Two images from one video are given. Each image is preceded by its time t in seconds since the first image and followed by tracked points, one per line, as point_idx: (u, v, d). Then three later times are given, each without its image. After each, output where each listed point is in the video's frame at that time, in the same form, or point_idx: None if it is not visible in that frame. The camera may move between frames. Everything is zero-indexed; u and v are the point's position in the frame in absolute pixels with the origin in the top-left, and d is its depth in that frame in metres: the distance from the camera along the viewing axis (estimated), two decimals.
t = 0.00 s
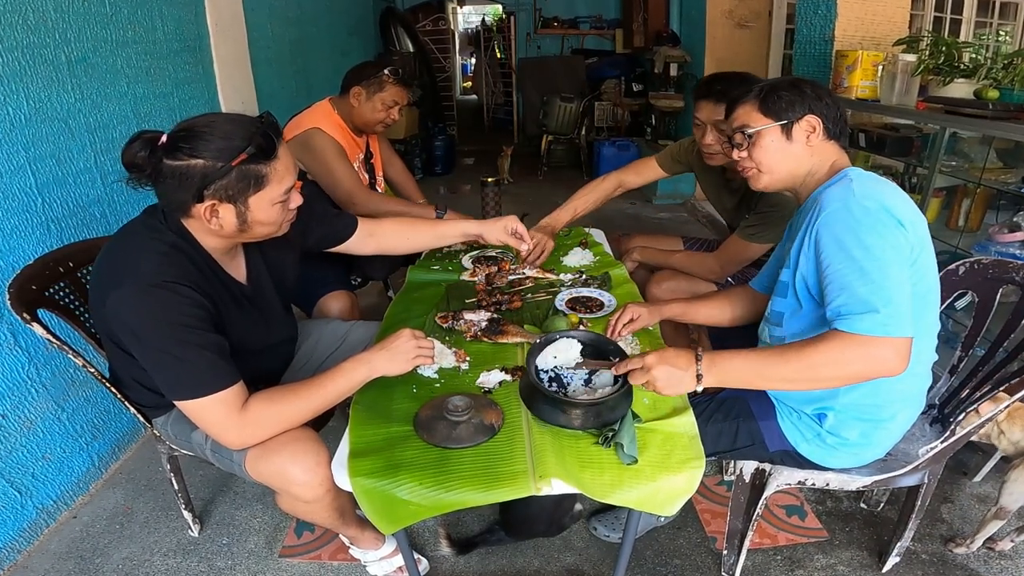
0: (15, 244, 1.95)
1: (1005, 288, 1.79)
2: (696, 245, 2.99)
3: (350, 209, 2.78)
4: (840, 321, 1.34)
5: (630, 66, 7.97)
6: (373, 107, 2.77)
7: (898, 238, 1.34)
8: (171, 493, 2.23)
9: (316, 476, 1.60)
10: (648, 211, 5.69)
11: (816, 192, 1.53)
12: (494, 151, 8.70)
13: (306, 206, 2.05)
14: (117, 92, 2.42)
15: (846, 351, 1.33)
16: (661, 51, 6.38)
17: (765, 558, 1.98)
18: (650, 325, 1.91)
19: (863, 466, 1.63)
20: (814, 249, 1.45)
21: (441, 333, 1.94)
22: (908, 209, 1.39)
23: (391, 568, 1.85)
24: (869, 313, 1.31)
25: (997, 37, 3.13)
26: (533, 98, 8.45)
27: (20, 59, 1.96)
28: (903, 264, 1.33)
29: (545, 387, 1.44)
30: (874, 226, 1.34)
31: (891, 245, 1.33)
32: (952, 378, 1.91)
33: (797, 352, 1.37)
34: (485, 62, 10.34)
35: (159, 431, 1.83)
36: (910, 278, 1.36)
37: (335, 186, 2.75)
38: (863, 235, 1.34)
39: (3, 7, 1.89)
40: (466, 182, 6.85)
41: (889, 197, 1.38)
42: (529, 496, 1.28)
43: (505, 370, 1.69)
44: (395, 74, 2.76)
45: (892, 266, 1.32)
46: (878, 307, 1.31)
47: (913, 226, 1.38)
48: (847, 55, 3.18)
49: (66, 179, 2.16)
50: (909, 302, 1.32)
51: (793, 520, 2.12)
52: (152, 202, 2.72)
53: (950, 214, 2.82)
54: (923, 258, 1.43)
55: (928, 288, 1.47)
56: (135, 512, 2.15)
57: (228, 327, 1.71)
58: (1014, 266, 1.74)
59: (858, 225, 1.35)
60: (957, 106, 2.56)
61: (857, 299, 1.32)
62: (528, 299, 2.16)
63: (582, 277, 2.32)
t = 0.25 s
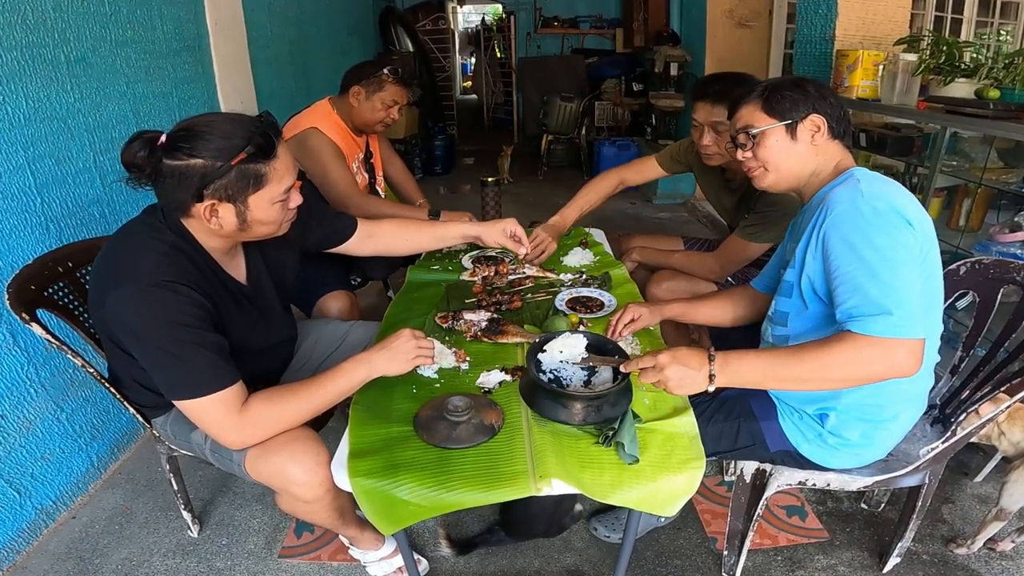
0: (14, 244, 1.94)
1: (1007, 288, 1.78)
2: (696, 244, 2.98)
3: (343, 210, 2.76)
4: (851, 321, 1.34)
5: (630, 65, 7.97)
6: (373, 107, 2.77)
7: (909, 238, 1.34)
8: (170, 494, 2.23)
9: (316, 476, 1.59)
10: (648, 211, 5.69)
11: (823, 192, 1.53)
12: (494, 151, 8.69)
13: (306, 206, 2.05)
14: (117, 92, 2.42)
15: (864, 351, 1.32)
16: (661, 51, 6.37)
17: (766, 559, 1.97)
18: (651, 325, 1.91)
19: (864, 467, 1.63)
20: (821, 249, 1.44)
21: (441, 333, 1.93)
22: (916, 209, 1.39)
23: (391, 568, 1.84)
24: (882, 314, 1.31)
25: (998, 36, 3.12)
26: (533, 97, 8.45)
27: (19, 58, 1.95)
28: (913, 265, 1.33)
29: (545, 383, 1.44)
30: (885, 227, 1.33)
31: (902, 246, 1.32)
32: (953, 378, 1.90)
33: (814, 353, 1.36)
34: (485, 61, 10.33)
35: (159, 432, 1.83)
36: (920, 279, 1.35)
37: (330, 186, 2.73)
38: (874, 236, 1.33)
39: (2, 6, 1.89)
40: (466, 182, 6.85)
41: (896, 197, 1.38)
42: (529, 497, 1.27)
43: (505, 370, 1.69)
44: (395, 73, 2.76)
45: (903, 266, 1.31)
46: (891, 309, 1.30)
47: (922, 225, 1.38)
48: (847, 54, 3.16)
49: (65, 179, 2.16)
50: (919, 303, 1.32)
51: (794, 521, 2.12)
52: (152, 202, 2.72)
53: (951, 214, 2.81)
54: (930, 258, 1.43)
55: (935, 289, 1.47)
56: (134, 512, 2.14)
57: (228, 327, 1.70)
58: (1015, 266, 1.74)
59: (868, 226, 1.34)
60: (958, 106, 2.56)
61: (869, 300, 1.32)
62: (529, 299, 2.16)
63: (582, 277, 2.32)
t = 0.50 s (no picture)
0: (13, 244, 1.94)
1: (1008, 288, 1.78)
2: (696, 244, 2.99)
3: (342, 211, 2.74)
4: (853, 312, 1.33)
5: (631, 65, 7.96)
6: (372, 106, 2.77)
7: (916, 237, 1.34)
8: (169, 494, 2.22)
9: (316, 476, 1.59)
10: (648, 211, 5.68)
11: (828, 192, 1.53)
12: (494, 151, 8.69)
13: (305, 205, 2.05)
14: (116, 92, 2.41)
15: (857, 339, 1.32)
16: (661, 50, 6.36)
17: (766, 559, 1.97)
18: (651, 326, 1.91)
19: (865, 467, 1.63)
20: (826, 246, 1.44)
21: (441, 333, 1.93)
22: (924, 210, 1.39)
23: (391, 569, 1.84)
24: (886, 310, 1.30)
25: (999, 36, 3.12)
26: (532, 97, 8.44)
27: (18, 58, 1.95)
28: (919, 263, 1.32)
29: (545, 383, 1.44)
30: (890, 224, 1.33)
31: (908, 243, 1.32)
32: (955, 378, 1.90)
33: (810, 335, 1.36)
34: (485, 61, 10.32)
35: (158, 432, 1.82)
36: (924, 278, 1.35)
37: (328, 186, 2.72)
38: (879, 233, 1.33)
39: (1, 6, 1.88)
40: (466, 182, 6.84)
41: (903, 196, 1.38)
42: (529, 497, 1.27)
43: (505, 371, 1.68)
44: (393, 72, 2.76)
45: (908, 262, 1.31)
46: (894, 304, 1.30)
47: (929, 227, 1.38)
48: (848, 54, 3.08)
49: (64, 179, 2.15)
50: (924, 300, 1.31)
51: (794, 521, 2.12)
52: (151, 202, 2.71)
53: (952, 213, 2.81)
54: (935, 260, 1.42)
55: (938, 291, 1.47)
56: (133, 513, 2.14)
57: (227, 327, 1.70)
58: (1016, 266, 1.73)
59: (875, 223, 1.34)
60: (959, 105, 2.56)
61: (873, 295, 1.31)
62: (529, 299, 2.15)
63: (583, 277, 2.32)
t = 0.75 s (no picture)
0: (12, 243, 1.94)
1: (1009, 288, 1.78)
2: (696, 244, 2.98)
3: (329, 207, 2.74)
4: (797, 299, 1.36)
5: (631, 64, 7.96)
6: (372, 107, 2.76)
7: (885, 235, 1.35)
8: (168, 495, 2.22)
9: (316, 476, 1.59)
10: (648, 211, 5.68)
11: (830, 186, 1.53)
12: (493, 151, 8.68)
13: (305, 205, 2.04)
14: (115, 91, 2.41)
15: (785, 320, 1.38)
16: (662, 50, 6.36)
17: (767, 560, 1.96)
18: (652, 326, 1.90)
19: (866, 467, 1.62)
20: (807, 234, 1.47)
21: (441, 333, 1.92)
22: (912, 209, 1.39)
23: (391, 569, 1.84)
24: (821, 297, 1.34)
25: (1000, 35, 3.11)
26: (533, 97, 8.43)
27: (16, 57, 1.95)
28: (879, 260, 1.34)
29: (545, 383, 1.44)
30: (860, 219, 1.35)
31: (870, 239, 1.34)
32: (956, 378, 1.90)
33: (754, 312, 1.43)
34: (485, 60, 10.29)
35: (158, 432, 1.82)
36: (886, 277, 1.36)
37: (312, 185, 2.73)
38: (846, 225, 1.35)
39: None
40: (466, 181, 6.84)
41: (893, 196, 1.38)
42: (529, 498, 1.26)
43: (505, 371, 1.67)
44: (395, 72, 2.75)
45: (857, 259, 1.33)
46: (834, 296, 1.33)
47: (911, 228, 1.38)
48: (848, 54, 3.07)
49: (63, 178, 2.15)
50: (871, 298, 1.33)
51: (795, 522, 2.11)
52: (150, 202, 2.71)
53: (953, 213, 2.80)
54: (919, 262, 1.42)
55: (922, 294, 1.46)
56: (132, 513, 2.14)
57: (226, 327, 1.70)
58: (1017, 266, 1.73)
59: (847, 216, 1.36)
60: (960, 104, 2.56)
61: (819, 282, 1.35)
62: (529, 299, 2.15)
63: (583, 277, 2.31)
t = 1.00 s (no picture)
0: (11, 243, 1.93)
1: (1010, 288, 1.77)
2: (697, 243, 2.98)
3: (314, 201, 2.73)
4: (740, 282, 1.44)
5: (631, 64, 7.96)
6: (369, 107, 2.74)
7: (854, 228, 1.36)
8: (167, 495, 2.21)
9: (315, 476, 1.58)
10: (648, 211, 5.67)
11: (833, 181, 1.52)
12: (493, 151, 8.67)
13: (304, 205, 2.04)
14: (114, 91, 2.41)
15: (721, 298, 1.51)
16: (662, 50, 6.35)
17: (767, 560, 1.96)
18: (653, 327, 1.90)
19: (867, 468, 1.62)
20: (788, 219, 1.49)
21: (440, 333, 1.92)
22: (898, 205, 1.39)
23: (390, 570, 1.83)
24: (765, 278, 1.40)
25: (1001, 35, 3.11)
26: (533, 96, 8.43)
27: (15, 57, 1.94)
28: (836, 256, 1.37)
29: (545, 383, 1.43)
30: (830, 214, 1.37)
31: (834, 230, 1.37)
32: (957, 379, 1.89)
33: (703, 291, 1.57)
34: (485, 60, 10.28)
35: (157, 432, 1.82)
36: (851, 269, 1.38)
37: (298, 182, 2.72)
38: (813, 216, 1.38)
39: None
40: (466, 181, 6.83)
41: (880, 200, 1.38)
42: (529, 498, 1.26)
43: (505, 372, 1.67)
44: (392, 72, 2.73)
45: (812, 248, 1.37)
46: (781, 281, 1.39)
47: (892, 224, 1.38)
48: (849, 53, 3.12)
49: (62, 178, 2.14)
50: (815, 289, 1.38)
51: (796, 523, 2.11)
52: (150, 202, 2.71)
53: (953, 213, 2.80)
54: (903, 259, 1.41)
55: (909, 292, 1.45)
56: (132, 513, 2.13)
57: (224, 327, 1.69)
58: (1019, 266, 1.72)
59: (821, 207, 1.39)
60: (961, 104, 2.55)
61: (771, 266, 1.40)
62: (529, 299, 2.15)
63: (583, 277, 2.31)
